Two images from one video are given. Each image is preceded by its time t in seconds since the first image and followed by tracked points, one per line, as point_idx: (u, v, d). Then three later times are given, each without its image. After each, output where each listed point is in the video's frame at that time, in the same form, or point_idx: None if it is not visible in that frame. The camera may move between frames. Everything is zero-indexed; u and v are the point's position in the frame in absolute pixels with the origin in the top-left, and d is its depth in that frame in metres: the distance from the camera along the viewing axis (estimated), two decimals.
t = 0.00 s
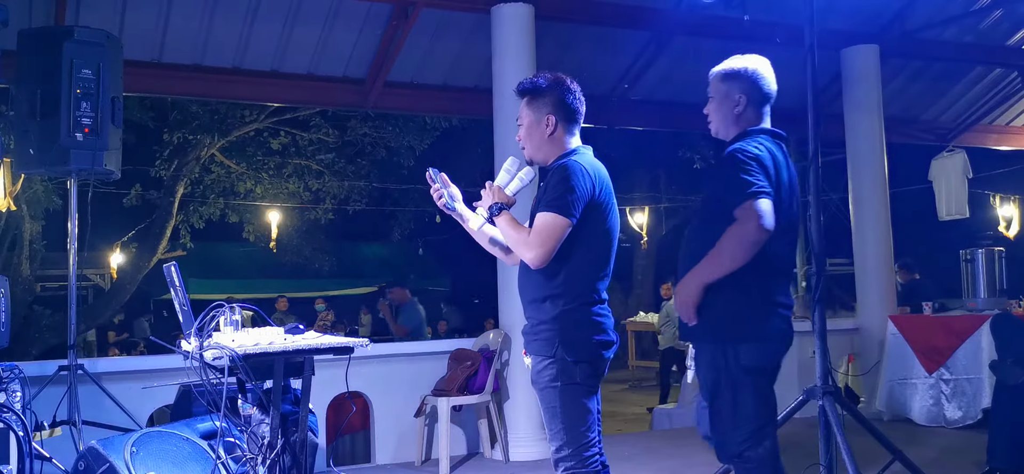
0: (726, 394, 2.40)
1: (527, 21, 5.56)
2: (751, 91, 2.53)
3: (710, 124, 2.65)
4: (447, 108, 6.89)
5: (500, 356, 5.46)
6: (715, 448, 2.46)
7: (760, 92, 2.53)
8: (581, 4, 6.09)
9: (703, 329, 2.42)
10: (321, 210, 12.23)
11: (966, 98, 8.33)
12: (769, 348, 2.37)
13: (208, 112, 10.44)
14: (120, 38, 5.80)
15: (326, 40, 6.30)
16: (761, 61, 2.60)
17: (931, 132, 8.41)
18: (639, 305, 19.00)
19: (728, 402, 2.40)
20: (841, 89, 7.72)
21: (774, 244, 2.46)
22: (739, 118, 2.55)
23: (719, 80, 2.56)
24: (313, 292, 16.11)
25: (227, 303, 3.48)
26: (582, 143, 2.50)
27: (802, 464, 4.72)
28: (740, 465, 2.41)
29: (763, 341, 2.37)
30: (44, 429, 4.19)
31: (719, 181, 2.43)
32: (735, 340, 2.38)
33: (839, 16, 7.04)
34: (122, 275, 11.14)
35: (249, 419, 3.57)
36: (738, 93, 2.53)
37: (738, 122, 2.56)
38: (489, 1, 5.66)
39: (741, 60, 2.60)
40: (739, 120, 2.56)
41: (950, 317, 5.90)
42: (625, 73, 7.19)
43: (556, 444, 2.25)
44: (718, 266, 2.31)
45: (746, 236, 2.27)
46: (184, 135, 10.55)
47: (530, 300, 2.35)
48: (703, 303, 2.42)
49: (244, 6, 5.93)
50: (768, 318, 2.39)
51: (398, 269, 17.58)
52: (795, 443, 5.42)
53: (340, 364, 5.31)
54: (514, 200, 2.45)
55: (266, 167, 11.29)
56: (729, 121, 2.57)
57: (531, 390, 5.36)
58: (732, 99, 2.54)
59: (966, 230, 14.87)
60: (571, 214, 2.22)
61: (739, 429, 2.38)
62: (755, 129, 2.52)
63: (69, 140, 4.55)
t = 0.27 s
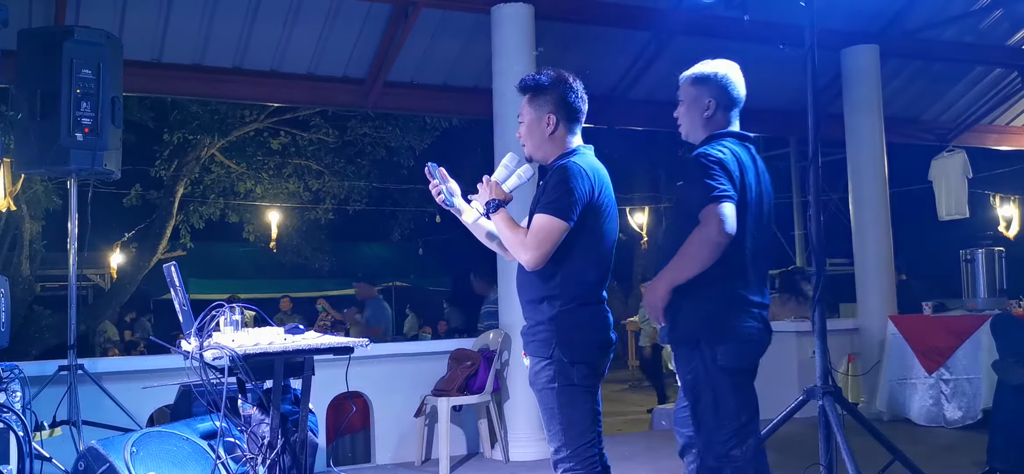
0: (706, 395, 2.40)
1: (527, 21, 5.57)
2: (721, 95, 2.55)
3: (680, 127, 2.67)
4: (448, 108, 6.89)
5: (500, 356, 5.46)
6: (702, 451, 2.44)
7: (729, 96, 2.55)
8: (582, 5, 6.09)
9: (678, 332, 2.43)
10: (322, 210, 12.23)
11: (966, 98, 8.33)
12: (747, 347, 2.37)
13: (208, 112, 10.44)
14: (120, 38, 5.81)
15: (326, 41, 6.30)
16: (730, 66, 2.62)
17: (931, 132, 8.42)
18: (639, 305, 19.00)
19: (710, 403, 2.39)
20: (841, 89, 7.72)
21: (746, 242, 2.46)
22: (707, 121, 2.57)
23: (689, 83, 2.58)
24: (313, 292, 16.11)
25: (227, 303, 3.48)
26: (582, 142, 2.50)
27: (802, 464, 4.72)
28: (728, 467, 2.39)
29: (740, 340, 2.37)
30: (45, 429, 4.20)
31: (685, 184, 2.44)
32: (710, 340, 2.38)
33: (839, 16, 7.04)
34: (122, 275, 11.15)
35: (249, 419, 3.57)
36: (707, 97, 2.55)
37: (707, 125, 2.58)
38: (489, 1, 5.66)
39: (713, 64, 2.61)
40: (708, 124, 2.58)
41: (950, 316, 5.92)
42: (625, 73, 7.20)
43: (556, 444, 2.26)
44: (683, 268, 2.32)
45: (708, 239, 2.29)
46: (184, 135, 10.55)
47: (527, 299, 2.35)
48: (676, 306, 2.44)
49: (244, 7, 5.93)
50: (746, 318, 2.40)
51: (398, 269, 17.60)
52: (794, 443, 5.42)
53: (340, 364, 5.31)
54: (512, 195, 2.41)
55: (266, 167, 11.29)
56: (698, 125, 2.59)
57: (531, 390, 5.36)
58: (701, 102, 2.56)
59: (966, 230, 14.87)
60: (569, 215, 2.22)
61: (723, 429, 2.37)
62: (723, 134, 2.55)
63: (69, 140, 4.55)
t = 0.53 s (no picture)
0: (694, 396, 2.45)
1: (527, 21, 5.56)
2: (690, 107, 2.65)
3: (645, 135, 2.74)
4: (448, 108, 6.89)
5: (500, 356, 5.46)
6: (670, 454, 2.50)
7: (697, 107, 2.67)
8: (582, 5, 6.09)
9: (668, 334, 2.49)
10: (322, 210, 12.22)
11: (966, 98, 8.33)
12: (723, 350, 2.48)
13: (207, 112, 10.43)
14: (120, 38, 5.80)
15: (326, 41, 6.30)
16: (691, 76, 2.71)
17: (932, 132, 8.42)
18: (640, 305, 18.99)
19: (685, 404, 2.45)
20: (841, 89, 7.72)
21: (722, 251, 2.61)
22: (678, 132, 2.67)
23: (659, 94, 2.65)
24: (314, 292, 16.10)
25: (227, 303, 3.47)
26: (582, 143, 2.50)
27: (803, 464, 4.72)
28: (697, 466, 2.45)
29: (718, 345, 2.48)
30: (45, 429, 4.19)
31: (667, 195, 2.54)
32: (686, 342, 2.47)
33: (839, 16, 7.04)
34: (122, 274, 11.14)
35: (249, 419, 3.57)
36: (679, 108, 2.64)
37: (676, 135, 2.68)
38: (489, 1, 5.66)
39: (677, 74, 2.70)
40: (678, 134, 2.68)
41: (950, 317, 5.93)
42: (625, 72, 7.19)
43: (555, 444, 2.26)
44: (670, 275, 2.40)
45: (695, 248, 2.40)
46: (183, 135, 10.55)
47: (526, 299, 2.35)
48: (665, 309, 2.50)
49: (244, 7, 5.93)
50: (718, 326, 2.52)
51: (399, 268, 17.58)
52: (794, 443, 5.42)
53: (340, 364, 5.31)
54: (509, 194, 2.41)
55: (266, 167, 11.29)
56: (667, 135, 2.68)
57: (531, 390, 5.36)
58: (671, 113, 2.65)
59: (966, 230, 14.87)
60: (571, 216, 2.23)
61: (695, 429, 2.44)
62: (694, 144, 2.65)
63: (69, 140, 4.55)
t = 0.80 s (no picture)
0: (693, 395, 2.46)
1: (527, 21, 5.57)
2: (671, 107, 2.66)
3: (624, 137, 2.71)
4: (448, 108, 6.89)
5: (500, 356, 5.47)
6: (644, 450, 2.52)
7: (677, 107, 2.68)
8: (582, 5, 6.09)
9: (667, 333, 2.49)
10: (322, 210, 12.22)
11: (966, 98, 8.33)
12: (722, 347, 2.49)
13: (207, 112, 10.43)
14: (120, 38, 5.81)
15: (326, 41, 6.30)
16: (666, 76, 2.71)
17: (932, 132, 8.42)
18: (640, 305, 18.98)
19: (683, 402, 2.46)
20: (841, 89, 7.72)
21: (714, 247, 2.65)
22: (659, 134, 2.67)
23: (641, 96, 2.62)
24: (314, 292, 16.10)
25: (227, 303, 3.47)
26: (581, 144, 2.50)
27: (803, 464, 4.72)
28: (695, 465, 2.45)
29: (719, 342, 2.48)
30: (45, 429, 4.19)
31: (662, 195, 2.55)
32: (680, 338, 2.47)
33: (839, 16, 7.04)
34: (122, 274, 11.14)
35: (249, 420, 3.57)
36: (660, 109, 2.64)
37: (658, 136, 2.68)
38: (489, 1, 5.66)
39: (652, 74, 2.69)
40: (658, 137, 2.68)
41: (950, 317, 5.94)
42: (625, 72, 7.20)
43: (555, 443, 2.26)
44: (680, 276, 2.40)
45: (706, 247, 2.42)
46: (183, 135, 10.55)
47: (526, 298, 2.35)
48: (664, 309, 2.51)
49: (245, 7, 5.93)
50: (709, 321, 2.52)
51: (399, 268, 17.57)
52: (793, 443, 5.43)
53: (341, 364, 5.31)
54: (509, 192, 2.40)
55: (266, 167, 11.29)
56: (650, 135, 2.67)
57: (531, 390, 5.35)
58: (654, 115, 2.64)
59: (967, 230, 14.87)
60: (573, 217, 2.22)
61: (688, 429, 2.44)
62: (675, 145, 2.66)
63: (69, 140, 4.55)
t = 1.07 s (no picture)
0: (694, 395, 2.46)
1: (527, 21, 5.57)
2: (665, 105, 2.66)
3: (619, 136, 2.71)
4: (448, 108, 6.89)
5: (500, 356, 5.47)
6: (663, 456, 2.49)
7: (671, 104, 2.68)
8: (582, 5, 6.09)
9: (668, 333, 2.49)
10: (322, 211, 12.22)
11: (966, 98, 8.33)
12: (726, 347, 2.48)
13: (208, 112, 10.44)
14: (120, 38, 5.81)
15: (326, 41, 6.30)
16: (660, 74, 2.71)
17: (932, 132, 8.43)
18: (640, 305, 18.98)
19: (681, 401, 2.46)
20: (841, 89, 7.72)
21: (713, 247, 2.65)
22: (653, 132, 2.67)
23: (634, 93, 2.63)
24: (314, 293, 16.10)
25: (227, 303, 3.47)
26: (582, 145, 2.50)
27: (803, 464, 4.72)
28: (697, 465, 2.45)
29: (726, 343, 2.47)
30: (45, 429, 4.19)
31: (660, 195, 2.55)
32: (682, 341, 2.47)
33: (839, 16, 7.04)
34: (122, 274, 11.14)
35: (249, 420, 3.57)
36: (654, 106, 2.64)
37: (652, 134, 2.68)
38: (489, 1, 5.66)
39: (647, 72, 2.70)
40: (652, 135, 2.68)
41: (950, 317, 5.94)
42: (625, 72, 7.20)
43: (555, 443, 2.26)
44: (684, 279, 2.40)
45: (707, 245, 2.42)
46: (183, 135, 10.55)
47: (526, 298, 2.35)
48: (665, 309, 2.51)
49: (244, 7, 5.93)
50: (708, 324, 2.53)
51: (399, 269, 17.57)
52: (793, 443, 5.42)
53: (341, 364, 5.31)
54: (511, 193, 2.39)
55: (266, 167, 11.29)
56: (644, 133, 2.67)
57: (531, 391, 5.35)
58: (647, 113, 2.64)
59: (967, 230, 14.87)
60: (577, 217, 2.22)
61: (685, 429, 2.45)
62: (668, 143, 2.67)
63: (69, 140, 4.55)
